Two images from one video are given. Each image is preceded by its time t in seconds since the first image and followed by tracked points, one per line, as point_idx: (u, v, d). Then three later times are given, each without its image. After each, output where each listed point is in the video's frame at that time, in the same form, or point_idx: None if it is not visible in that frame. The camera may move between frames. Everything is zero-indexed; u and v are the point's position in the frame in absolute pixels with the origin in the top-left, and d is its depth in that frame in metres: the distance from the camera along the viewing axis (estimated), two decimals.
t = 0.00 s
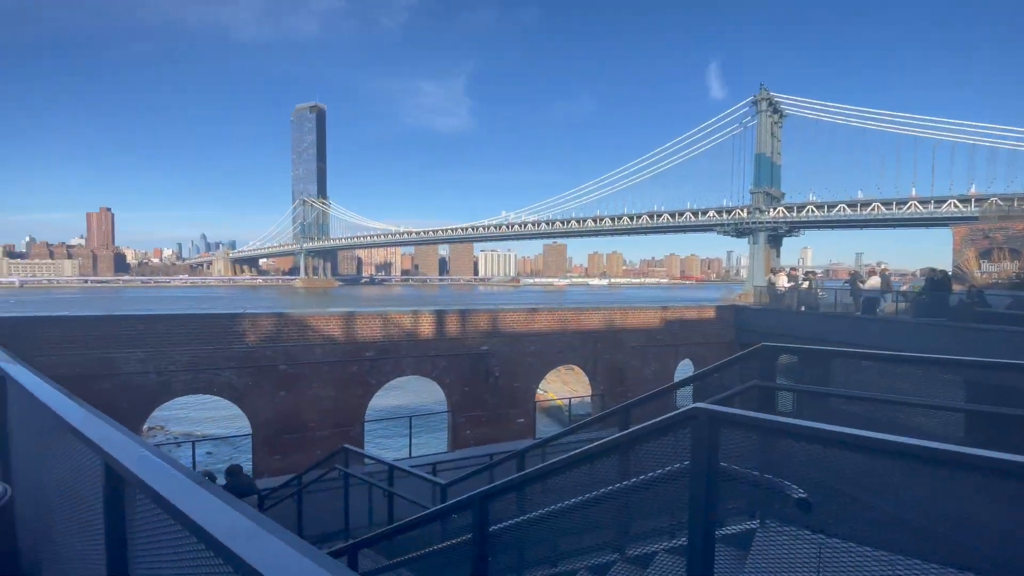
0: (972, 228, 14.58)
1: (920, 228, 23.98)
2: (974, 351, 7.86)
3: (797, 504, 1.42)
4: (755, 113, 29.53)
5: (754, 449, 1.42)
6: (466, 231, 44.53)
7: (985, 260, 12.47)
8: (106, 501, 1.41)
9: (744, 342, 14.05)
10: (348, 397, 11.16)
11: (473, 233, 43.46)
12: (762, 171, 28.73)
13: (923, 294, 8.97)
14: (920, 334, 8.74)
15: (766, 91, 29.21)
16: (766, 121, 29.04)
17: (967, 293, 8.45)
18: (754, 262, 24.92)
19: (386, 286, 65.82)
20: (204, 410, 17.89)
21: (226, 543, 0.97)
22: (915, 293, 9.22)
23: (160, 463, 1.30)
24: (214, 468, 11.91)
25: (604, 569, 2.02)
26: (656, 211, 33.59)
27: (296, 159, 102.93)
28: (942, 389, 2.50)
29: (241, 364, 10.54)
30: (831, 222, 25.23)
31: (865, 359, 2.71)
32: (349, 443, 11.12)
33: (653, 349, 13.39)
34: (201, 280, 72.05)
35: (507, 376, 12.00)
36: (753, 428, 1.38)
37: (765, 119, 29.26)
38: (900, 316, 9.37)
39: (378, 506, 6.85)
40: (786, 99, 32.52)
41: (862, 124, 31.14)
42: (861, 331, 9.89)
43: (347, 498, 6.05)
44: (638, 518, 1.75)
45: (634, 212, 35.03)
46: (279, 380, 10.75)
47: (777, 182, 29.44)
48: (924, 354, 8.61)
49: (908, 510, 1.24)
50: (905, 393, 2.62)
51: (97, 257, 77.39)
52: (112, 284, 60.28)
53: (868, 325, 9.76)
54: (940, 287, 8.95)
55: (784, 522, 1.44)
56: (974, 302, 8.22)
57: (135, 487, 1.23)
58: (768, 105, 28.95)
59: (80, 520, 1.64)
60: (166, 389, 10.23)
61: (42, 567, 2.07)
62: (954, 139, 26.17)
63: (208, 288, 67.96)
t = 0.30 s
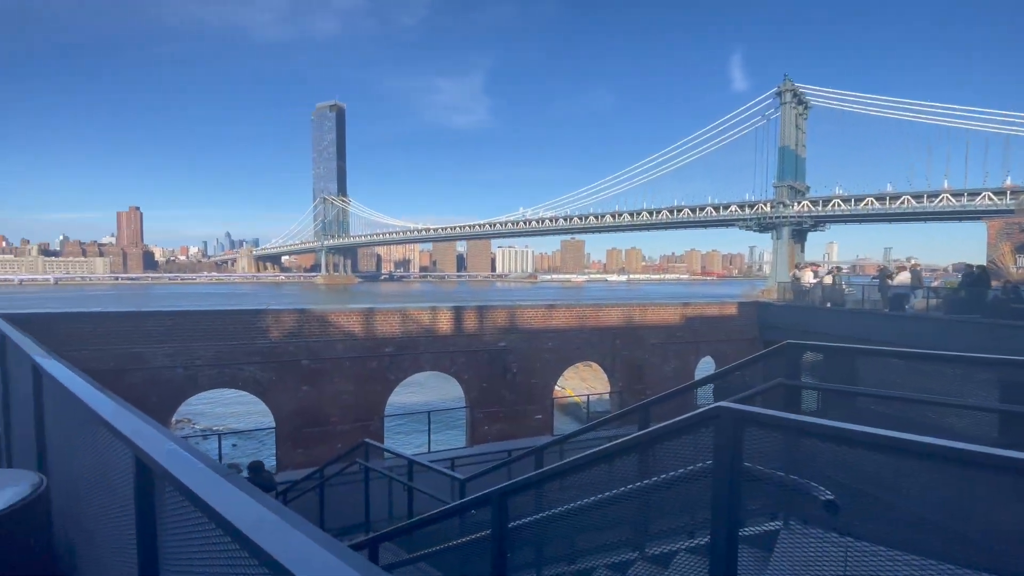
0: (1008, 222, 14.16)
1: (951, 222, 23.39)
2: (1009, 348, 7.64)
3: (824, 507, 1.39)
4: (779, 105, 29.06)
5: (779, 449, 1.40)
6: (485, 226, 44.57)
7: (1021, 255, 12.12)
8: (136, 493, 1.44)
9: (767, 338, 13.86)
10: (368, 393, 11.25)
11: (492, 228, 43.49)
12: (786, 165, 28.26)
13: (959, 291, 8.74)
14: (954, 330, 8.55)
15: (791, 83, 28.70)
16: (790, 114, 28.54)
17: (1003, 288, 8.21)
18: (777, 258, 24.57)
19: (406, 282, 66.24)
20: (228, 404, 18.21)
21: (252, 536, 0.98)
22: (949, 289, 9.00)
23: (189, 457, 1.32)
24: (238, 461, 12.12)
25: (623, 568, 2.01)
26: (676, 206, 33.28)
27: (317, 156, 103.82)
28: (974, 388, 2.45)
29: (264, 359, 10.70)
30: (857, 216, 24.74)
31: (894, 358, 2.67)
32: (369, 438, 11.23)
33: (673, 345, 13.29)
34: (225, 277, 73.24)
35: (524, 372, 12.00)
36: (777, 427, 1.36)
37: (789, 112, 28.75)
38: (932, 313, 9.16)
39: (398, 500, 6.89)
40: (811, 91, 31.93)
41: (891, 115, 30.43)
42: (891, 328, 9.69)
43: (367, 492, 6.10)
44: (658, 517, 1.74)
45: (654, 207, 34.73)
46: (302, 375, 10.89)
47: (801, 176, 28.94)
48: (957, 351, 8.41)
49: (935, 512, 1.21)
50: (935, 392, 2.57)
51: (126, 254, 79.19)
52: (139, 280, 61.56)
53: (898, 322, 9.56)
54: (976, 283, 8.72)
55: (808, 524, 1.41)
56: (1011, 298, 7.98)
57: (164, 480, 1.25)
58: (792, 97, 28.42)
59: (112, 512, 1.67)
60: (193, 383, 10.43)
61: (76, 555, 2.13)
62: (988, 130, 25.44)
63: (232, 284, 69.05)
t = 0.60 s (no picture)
0: None
1: (981, 217, 22.82)
2: None
3: (850, 512, 1.36)
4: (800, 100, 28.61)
5: (800, 452, 1.38)
6: (502, 225, 44.59)
7: None
8: (157, 493, 1.47)
9: (789, 337, 13.66)
10: (386, 391, 11.31)
11: (509, 227, 43.50)
12: (808, 161, 27.85)
13: (990, 289, 8.53)
14: (986, 329, 8.33)
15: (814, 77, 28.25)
16: (812, 109, 28.08)
17: None
18: (800, 256, 24.23)
19: (423, 281, 66.54)
20: (250, 402, 18.45)
21: (268, 539, 0.98)
22: (979, 287, 8.79)
23: (208, 457, 1.34)
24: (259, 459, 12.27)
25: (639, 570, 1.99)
26: (695, 203, 32.97)
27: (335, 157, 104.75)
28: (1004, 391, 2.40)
29: (284, 357, 10.82)
30: (882, 213, 24.27)
31: (920, 360, 2.63)
32: (387, 436, 11.29)
33: (691, 345, 13.17)
34: (246, 277, 74.27)
35: (540, 372, 11.98)
36: (799, 432, 1.34)
37: (811, 107, 28.30)
38: (961, 312, 8.94)
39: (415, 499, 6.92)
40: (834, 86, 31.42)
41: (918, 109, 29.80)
42: (919, 327, 9.49)
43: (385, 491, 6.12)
44: (676, 520, 1.72)
45: (672, 206, 34.46)
46: (321, 373, 11.00)
47: (824, 172, 28.49)
48: (989, 351, 8.20)
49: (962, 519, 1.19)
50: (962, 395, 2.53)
51: (151, 255, 80.79)
52: (164, 281, 62.73)
53: (927, 321, 9.35)
54: (1010, 281, 8.50)
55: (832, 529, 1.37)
56: None
57: (184, 481, 1.27)
58: (815, 92, 27.99)
59: (134, 510, 1.70)
60: (216, 381, 10.59)
61: (101, 550, 2.16)
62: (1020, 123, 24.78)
63: (253, 284, 70.00)
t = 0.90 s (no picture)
0: None
1: (1011, 214, 22.26)
2: None
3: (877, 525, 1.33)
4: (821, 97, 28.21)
5: (824, 463, 1.36)
6: (520, 226, 44.59)
7: None
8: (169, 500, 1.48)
9: (812, 339, 13.46)
10: (401, 393, 11.36)
11: (527, 229, 43.50)
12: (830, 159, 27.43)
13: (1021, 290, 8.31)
14: (1019, 331, 8.10)
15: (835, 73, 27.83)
16: (833, 105, 27.65)
17: None
18: (821, 256, 23.89)
19: (440, 284, 66.76)
20: (270, 403, 18.66)
21: (272, 555, 0.97)
22: (1010, 288, 8.55)
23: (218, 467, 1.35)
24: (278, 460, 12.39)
25: None
26: (714, 203, 32.67)
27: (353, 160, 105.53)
28: None
29: (302, 360, 10.92)
30: (908, 212, 23.81)
31: (950, 364, 2.56)
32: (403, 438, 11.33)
33: (710, 347, 13.04)
34: (266, 280, 75.20)
35: (556, 374, 11.94)
36: (824, 442, 1.32)
37: (833, 103, 27.85)
38: (992, 314, 8.70)
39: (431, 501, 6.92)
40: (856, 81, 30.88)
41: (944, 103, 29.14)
42: (948, 329, 9.28)
43: (401, 494, 6.14)
44: (696, 530, 1.70)
45: (690, 206, 34.17)
46: (338, 376, 11.08)
47: (847, 170, 28.04)
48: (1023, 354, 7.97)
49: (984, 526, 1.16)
50: (993, 400, 2.46)
51: (173, 260, 82.32)
52: (186, 285, 63.90)
53: (956, 323, 9.13)
54: None
55: (857, 539, 1.35)
56: None
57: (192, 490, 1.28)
58: (837, 88, 27.55)
59: (149, 516, 1.72)
60: (236, 383, 10.73)
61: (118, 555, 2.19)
62: None
63: (273, 286, 70.87)
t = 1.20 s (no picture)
0: None
1: None
2: None
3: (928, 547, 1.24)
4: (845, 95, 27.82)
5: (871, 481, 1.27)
6: (538, 229, 44.64)
7: None
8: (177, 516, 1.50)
9: (838, 342, 13.22)
10: (419, 397, 11.39)
11: (545, 231, 43.52)
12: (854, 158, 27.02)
13: None
14: None
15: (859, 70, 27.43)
16: (857, 102, 27.23)
17: None
18: (846, 257, 23.51)
19: (458, 288, 66.99)
20: (291, 407, 18.84)
21: None
22: None
23: (228, 484, 1.35)
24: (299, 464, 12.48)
25: None
26: (734, 204, 32.41)
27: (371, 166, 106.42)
28: None
29: (322, 364, 11.02)
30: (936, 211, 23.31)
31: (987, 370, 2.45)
32: (422, 442, 11.34)
33: (732, 351, 12.89)
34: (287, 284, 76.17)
35: (574, 379, 11.90)
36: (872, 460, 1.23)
37: (858, 100, 27.43)
38: None
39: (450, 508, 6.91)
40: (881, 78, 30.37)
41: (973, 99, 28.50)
42: (984, 332, 9.02)
43: (419, 500, 6.14)
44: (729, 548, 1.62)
45: (711, 207, 33.87)
46: (357, 380, 11.16)
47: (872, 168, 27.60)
48: None
49: None
50: None
51: (197, 265, 83.77)
52: (209, 290, 64.96)
53: (992, 326, 8.88)
54: None
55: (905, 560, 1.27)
56: None
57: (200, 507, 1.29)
58: (861, 85, 27.15)
59: (162, 532, 1.70)
60: (257, 387, 10.86)
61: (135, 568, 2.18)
62: None
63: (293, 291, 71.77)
